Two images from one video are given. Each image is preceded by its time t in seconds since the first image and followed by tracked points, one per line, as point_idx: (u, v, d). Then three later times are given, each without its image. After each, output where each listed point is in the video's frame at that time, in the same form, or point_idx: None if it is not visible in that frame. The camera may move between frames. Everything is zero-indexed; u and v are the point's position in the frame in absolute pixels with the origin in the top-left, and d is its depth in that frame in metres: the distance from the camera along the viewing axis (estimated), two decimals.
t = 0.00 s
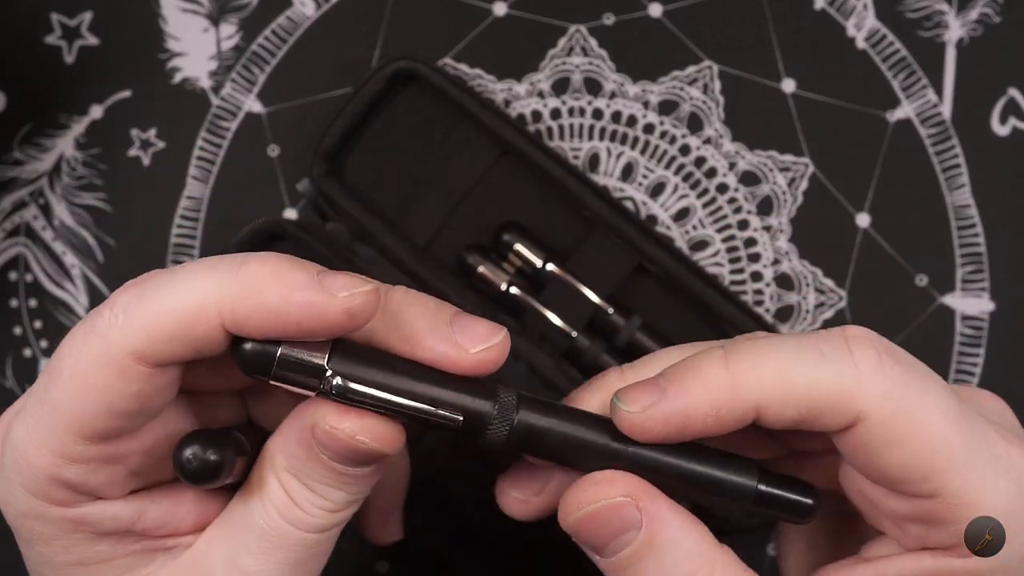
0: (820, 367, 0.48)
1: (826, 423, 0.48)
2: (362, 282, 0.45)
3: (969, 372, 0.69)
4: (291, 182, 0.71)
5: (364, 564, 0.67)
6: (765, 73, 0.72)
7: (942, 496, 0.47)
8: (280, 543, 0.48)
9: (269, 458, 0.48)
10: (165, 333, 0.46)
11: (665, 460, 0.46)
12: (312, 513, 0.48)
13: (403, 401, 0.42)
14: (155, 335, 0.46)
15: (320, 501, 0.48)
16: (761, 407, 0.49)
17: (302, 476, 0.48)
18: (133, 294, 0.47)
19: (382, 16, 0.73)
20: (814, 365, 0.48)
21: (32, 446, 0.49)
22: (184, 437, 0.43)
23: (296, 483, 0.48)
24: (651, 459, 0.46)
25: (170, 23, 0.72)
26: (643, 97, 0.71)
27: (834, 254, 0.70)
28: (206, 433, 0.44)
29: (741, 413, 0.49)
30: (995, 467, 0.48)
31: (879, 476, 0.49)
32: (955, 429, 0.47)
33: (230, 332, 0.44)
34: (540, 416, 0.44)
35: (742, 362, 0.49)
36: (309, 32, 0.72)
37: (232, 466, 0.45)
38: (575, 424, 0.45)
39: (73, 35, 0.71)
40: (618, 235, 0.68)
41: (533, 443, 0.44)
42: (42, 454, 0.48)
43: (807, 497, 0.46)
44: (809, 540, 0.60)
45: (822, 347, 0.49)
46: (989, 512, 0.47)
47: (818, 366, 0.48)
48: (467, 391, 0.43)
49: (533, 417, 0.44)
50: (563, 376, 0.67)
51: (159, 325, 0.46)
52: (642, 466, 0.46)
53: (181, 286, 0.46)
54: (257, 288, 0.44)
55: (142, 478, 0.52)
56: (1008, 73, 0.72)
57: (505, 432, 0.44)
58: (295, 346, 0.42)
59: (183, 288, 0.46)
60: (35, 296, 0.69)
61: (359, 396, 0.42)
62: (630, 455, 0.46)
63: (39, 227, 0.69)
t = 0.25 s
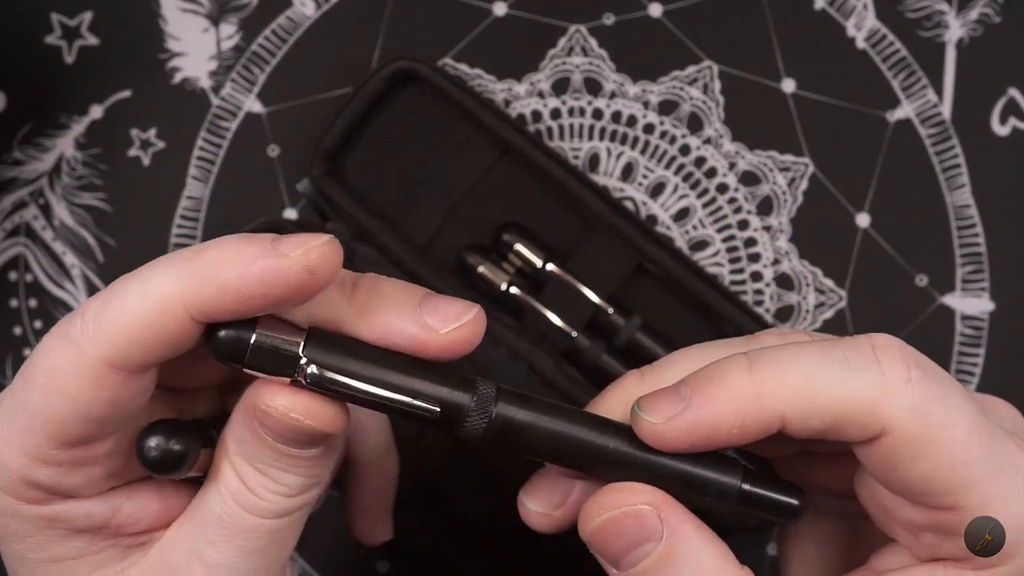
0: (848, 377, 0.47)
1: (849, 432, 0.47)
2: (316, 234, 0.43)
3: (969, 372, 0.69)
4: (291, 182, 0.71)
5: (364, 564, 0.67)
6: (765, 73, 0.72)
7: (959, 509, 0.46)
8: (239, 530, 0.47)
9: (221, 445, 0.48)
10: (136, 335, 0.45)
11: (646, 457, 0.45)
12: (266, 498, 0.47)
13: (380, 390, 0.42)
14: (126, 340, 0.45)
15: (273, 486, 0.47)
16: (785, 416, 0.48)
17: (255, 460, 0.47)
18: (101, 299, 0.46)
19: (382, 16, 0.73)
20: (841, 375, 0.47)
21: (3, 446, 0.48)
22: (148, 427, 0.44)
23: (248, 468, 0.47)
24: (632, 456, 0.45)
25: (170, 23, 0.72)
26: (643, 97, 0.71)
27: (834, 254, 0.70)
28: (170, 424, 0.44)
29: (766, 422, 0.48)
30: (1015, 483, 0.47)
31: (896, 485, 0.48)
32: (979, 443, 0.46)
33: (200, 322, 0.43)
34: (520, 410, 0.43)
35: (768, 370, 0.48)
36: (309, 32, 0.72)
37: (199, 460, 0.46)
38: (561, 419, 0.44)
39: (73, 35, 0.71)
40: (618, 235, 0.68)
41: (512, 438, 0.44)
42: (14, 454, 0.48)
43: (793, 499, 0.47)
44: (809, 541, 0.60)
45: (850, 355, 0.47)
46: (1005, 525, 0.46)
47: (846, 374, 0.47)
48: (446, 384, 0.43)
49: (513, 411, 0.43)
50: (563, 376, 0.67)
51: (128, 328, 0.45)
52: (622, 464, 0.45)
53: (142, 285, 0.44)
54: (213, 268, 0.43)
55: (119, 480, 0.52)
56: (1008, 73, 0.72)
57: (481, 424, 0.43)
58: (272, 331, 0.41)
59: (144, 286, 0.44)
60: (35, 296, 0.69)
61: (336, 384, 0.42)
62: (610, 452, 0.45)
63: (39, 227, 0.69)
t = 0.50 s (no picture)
0: (873, 359, 0.46)
1: (873, 415, 0.47)
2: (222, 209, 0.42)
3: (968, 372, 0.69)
4: (291, 182, 0.71)
5: (364, 563, 0.67)
6: (765, 73, 0.72)
7: (977, 497, 0.46)
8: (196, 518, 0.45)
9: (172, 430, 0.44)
10: (38, 292, 0.44)
11: (612, 428, 0.42)
12: (221, 486, 0.44)
13: (337, 371, 0.39)
14: (28, 295, 0.44)
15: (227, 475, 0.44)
16: (810, 399, 0.47)
17: (207, 449, 0.43)
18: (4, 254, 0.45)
19: (382, 16, 0.73)
20: (868, 358, 0.46)
21: None
22: (93, 414, 0.43)
23: (200, 456, 0.43)
24: (597, 430, 0.42)
25: (170, 23, 0.72)
26: (643, 97, 0.71)
27: (834, 254, 0.70)
28: (123, 409, 0.44)
29: (789, 405, 0.47)
30: None
31: (914, 472, 0.47)
32: (1001, 430, 0.46)
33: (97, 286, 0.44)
34: (478, 387, 0.41)
35: (794, 352, 0.47)
36: (309, 32, 0.72)
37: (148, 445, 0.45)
38: (514, 392, 0.41)
39: (73, 35, 0.71)
40: (619, 235, 0.68)
41: (473, 415, 0.41)
42: None
43: (766, 464, 0.44)
44: (811, 542, 0.60)
45: (875, 339, 0.47)
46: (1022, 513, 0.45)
47: (872, 357, 0.46)
48: (399, 360, 0.40)
49: (470, 387, 0.41)
50: (564, 376, 0.66)
51: (29, 283, 0.44)
52: (584, 438, 0.42)
53: (44, 243, 0.44)
54: (124, 236, 0.42)
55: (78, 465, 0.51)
56: (1008, 73, 0.72)
57: (439, 404, 0.41)
58: (218, 316, 0.39)
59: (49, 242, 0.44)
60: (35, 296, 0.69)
61: (290, 368, 0.39)
62: (572, 426, 0.42)
63: (39, 227, 0.69)
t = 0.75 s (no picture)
0: (875, 375, 0.45)
1: (873, 432, 0.46)
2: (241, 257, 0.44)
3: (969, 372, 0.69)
4: (291, 182, 0.71)
5: (365, 563, 0.67)
6: (765, 73, 0.72)
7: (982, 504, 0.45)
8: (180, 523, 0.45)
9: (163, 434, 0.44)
10: (51, 308, 0.46)
11: (612, 410, 0.43)
12: (208, 494, 0.44)
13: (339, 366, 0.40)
14: (41, 310, 0.46)
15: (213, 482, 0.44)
16: (811, 414, 0.45)
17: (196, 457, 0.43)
18: (21, 266, 0.47)
19: (382, 16, 0.73)
20: (870, 372, 0.45)
21: None
22: (78, 420, 0.44)
23: (188, 462, 0.44)
24: (598, 412, 0.43)
25: (170, 23, 0.72)
26: (643, 97, 0.71)
27: (834, 254, 0.70)
28: (103, 415, 0.45)
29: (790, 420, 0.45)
30: None
31: (919, 481, 0.47)
32: (1005, 443, 0.45)
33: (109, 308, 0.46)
34: (477, 377, 0.41)
35: (797, 364, 0.45)
36: (309, 32, 0.72)
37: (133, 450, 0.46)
38: (515, 378, 0.42)
39: (73, 35, 0.71)
40: (618, 235, 0.68)
41: (476, 405, 0.41)
42: None
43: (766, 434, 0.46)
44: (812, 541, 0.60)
45: (877, 351, 0.45)
46: None
47: (874, 369, 0.45)
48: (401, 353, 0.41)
49: (473, 376, 0.41)
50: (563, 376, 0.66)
51: (44, 299, 0.46)
52: (587, 420, 0.43)
53: (66, 260, 0.46)
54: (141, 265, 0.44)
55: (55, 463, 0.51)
56: (1008, 73, 0.72)
57: (440, 396, 0.41)
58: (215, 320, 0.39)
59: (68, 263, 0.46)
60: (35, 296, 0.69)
61: (287, 363, 0.39)
62: (575, 410, 0.42)
63: (39, 227, 0.69)
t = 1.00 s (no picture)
0: (870, 388, 0.44)
1: (867, 445, 0.45)
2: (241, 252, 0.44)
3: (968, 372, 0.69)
4: (291, 182, 0.71)
5: (364, 563, 0.67)
6: (765, 73, 0.72)
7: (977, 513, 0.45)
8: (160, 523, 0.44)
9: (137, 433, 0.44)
10: (50, 324, 0.46)
11: (611, 408, 0.43)
12: (181, 492, 0.43)
13: (346, 359, 0.40)
14: (42, 327, 0.46)
15: (185, 479, 0.43)
16: (806, 424, 0.45)
17: (165, 455, 0.42)
18: (19, 283, 0.47)
19: (382, 16, 0.73)
20: (866, 384, 0.44)
21: None
22: (77, 423, 0.45)
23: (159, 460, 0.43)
24: (598, 409, 0.43)
25: (169, 23, 0.72)
26: (643, 97, 0.71)
27: (834, 254, 0.70)
28: (102, 419, 0.45)
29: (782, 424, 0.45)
30: None
31: (914, 489, 0.47)
32: (1000, 455, 0.45)
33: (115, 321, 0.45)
34: (481, 377, 0.41)
35: (793, 373, 0.45)
36: (309, 32, 0.72)
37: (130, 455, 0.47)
38: (514, 377, 0.42)
39: (73, 35, 0.71)
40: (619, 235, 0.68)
41: (477, 405, 0.42)
42: None
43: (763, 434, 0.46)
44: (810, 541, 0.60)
45: (875, 364, 0.45)
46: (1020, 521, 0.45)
47: (871, 381, 0.44)
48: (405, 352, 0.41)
49: (475, 378, 0.41)
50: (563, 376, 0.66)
51: (44, 316, 0.46)
52: (586, 416, 0.43)
53: (65, 275, 0.46)
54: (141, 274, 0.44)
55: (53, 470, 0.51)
56: (1008, 73, 0.72)
57: (443, 397, 0.41)
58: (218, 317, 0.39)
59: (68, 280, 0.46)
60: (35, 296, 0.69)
61: (290, 361, 0.39)
62: (573, 407, 0.42)
63: (39, 227, 0.69)
